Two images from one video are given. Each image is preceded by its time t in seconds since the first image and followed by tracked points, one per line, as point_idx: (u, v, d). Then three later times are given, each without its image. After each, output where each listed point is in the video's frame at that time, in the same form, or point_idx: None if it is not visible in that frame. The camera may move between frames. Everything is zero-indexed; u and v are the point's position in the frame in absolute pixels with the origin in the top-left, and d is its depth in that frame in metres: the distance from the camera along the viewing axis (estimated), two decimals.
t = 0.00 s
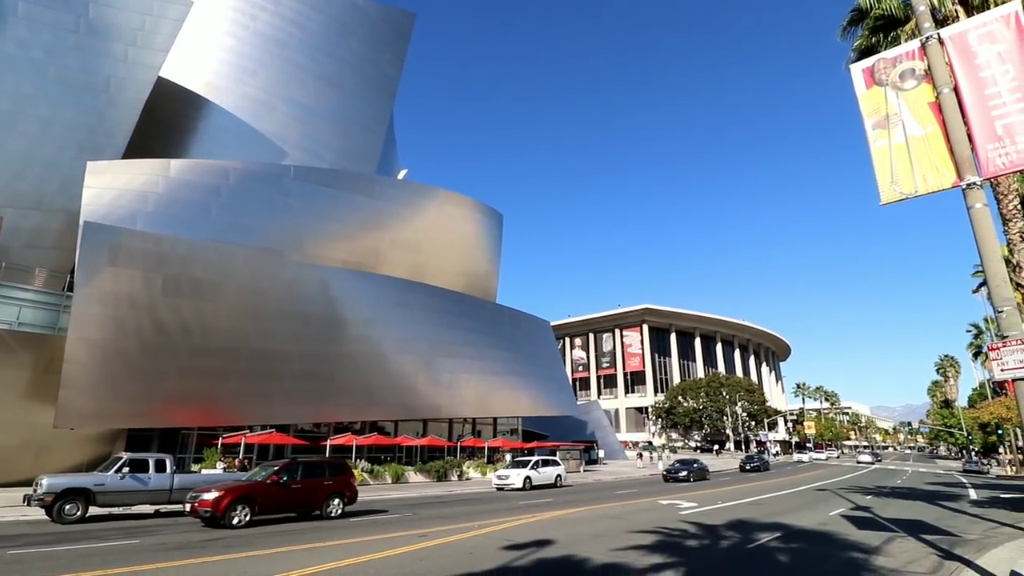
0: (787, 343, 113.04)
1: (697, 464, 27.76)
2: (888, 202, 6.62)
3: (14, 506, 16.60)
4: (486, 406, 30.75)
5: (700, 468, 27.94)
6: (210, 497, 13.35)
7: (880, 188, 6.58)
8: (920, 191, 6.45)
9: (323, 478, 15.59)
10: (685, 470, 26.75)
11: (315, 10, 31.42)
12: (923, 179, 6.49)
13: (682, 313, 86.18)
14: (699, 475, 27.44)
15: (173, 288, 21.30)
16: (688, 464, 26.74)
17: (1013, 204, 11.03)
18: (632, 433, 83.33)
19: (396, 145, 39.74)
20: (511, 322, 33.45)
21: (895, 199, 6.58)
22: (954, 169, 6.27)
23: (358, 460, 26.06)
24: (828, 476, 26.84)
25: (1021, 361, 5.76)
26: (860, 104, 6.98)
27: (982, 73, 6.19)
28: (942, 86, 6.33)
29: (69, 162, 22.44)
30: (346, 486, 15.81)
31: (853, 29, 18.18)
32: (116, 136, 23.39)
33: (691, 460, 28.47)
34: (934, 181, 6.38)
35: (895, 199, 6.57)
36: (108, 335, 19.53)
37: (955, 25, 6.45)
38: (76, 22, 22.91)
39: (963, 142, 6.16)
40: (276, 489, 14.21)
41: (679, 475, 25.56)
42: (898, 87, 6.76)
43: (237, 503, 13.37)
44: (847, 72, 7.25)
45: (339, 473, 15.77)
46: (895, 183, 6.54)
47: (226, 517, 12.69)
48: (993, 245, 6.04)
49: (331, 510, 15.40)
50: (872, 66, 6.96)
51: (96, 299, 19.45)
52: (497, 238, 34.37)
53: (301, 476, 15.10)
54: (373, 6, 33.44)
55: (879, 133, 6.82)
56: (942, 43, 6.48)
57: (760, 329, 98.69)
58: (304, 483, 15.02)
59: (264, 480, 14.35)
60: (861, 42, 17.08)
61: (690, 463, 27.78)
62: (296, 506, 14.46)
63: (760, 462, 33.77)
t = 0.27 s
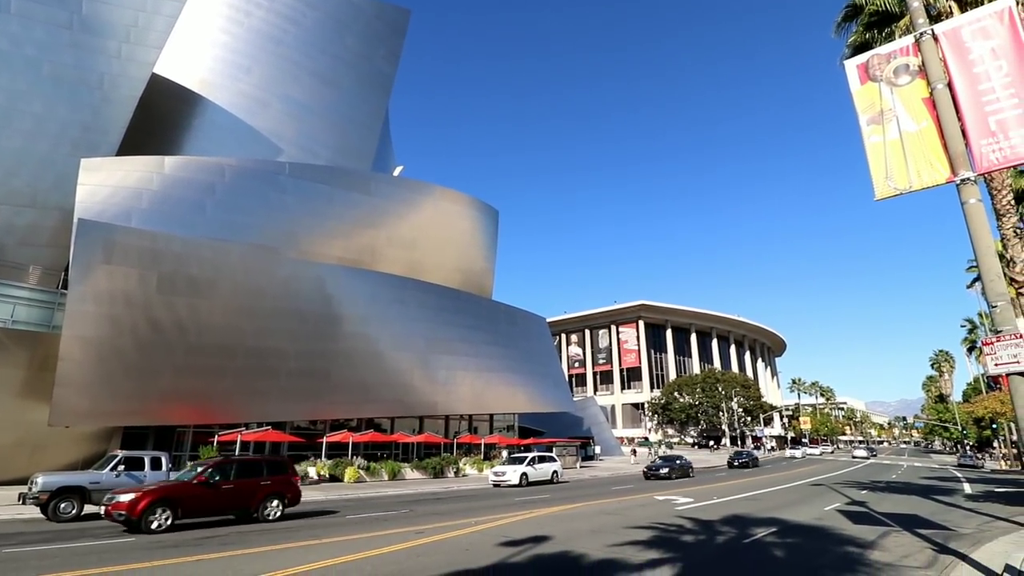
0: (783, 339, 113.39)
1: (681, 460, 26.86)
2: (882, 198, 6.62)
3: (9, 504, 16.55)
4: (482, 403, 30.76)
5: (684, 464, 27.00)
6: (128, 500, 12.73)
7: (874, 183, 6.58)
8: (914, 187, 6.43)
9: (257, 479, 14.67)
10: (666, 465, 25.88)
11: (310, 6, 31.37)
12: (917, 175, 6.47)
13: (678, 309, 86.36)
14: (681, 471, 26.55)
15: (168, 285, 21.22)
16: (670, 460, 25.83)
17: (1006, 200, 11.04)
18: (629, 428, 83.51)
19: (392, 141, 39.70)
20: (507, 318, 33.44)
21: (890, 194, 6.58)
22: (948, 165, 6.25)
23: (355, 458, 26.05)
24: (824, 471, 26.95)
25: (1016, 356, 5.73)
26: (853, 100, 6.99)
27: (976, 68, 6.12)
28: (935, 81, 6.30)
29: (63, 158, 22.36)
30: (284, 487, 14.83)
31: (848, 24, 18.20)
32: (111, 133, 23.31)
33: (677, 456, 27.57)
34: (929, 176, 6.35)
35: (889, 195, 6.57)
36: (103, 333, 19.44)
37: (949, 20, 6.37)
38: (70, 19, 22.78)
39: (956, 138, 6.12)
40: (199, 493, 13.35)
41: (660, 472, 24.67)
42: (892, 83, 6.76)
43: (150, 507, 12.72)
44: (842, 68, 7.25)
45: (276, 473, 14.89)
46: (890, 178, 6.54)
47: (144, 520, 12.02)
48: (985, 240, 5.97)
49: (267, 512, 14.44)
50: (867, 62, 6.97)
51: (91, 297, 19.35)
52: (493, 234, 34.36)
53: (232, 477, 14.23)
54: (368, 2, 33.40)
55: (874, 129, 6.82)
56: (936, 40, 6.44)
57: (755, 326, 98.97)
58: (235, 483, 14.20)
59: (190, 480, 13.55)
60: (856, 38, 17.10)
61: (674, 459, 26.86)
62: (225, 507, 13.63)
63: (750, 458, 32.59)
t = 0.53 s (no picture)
0: (780, 337, 113.53)
1: (664, 459, 26.08)
2: (879, 195, 6.61)
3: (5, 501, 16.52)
4: (479, 400, 30.75)
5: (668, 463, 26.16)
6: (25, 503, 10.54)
7: (870, 181, 6.57)
8: (911, 184, 6.42)
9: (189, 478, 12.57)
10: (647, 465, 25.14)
11: (307, 4, 31.36)
12: (913, 172, 6.46)
13: (675, 307, 86.44)
14: (663, 470, 25.79)
15: (165, 283, 21.19)
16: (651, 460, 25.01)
17: (1002, 197, 11.07)
18: (626, 427, 83.60)
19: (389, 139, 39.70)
20: (503, 316, 33.44)
21: (886, 192, 6.56)
22: (945, 162, 6.24)
23: (352, 455, 26.03)
24: (820, 468, 27.00)
25: (1011, 353, 5.73)
26: (850, 97, 6.96)
27: (972, 66, 6.14)
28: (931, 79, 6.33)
29: (59, 154, 22.33)
30: (218, 489, 12.73)
31: (845, 22, 18.21)
32: (107, 129, 23.29)
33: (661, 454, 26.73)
34: (925, 174, 6.35)
35: (886, 192, 6.56)
36: (99, 331, 19.39)
37: (944, 19, 6.38)
38: (66, 16, 22.73)
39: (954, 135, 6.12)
40: (107, 496, 11.10)
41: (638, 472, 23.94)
42: (888, 82, 6.77)
43: (52, 511, 10.53)
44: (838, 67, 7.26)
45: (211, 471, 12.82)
46: (886, 176, 6.55)
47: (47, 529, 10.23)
48: (981, 238, 5.95)
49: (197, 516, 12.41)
50: (863, 61, 6.98)
51: (87, 294, 19.30)
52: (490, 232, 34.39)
53: (153, 476, 12.00)
54: None
55: (870, 127, 6.80)
56: (931, 38, 6.46)
57: (753, 324, 99.14)
58: (157, 484, 11.98)
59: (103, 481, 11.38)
60: (852, 36, 17.12)
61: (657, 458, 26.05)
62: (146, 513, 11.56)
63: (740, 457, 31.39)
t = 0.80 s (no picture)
0: (779, 337, 113.53)
1: (647, 460, 25.44)
2: (877, 195, 6.67)
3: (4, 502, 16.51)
4: (478, 400, 30.74)
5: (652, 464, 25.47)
6: None
7: (868, 182, 6.64)
8: (908, 184, 6.45)
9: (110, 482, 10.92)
10: (629, 466, 24.53)
11: (306, 4, 31.37)
12: (911, 172, 6.50)
13: (674, 307, 86.43)
14: (646, 471, 25.18)
15: (163, 284, 21.16)
16: (634, 462, 24.36)
17: (1000, 197, 11.05)
18: (625, 426, 83.62)
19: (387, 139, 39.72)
20: (502, 316, 33.43)
21: (883, 192, 6.62)
22: (942, 162, 6.26)
23: (350, 456, 26.01)
24: (819, 468, 26.99)
25: (1010, 352, 5.68)
26: (847, 97, 7.00)
27: (969, 66, 6.10)
28: (928, 79, 6.28)
29: (58, 155, 22.34)
30: (142, 495, 11.14)
31: (843, 22, 18.23)
32: (106, 129, 23.30)
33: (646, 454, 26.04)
34: (922, 174, 6.39)
35: (883, 192, 6.62)
36: (98, 331, 19.36)
37: (942, 17, 6.31)
38: (64, 16, 22.72)
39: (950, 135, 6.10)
40: (9, 501, 9.56)
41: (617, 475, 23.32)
42: (886, 81, 6.75)
43: None
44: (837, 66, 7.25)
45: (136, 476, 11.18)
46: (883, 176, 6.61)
47: None
48: (980, 238, 5.93)
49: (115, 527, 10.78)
50: (861, 60, 6.95)
51: (86, 295, 19.26)
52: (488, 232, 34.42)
53: (67, 477, 10.43)
54: None
55: (868, 127, 6.84)
56: (929, 38, 6.37)
57: (752, 325, 99.19)
58: (70, 488, 10.38)
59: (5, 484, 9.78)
60: (850, 36, 17.12)
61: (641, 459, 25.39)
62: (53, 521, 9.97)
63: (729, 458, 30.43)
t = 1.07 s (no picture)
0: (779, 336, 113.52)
1: (630, 460, 24.83)
2: (877, 195, 6.64)
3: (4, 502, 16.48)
4: (478, 400, 30.76)
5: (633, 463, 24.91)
6: None
7: (868, 181, 6.61)
8: (908, 183, 6.44)
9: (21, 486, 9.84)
10: (609, 468, 24.00)
11: (305, 4, 31.33)
12: (911, 171, 6.48)
13: (674, 306, 86.45)
14: (629, 472, 24.61)
15: (163, 284, 21.16)
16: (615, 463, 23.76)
17: (1000, 196, 11.04)
18: (625, 425, 83.63)
19: (387, 139, 39.69)
20: (502, 316, 33.43)
21: (884, 191, 6.60)
22: (942, 161, 6.24)
23: (351, 456, 26.03)
24: (819, 468, 27.01)
25: (1010, 351, 5.69)
26: (846, 96, 6.97)
27: (969, 66, 6.10)
28: (928, 78, 6.25)
29: (57, 156, 22.30)
30: (55, 500, 10.03)
31: (842, 21, 18.22)
32: (105, 130, 23.26)
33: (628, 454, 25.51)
34: (922, 173, 6.38)
35: (883, 191, 6.59)
36: (98, 332, 19.36)
37: (942, 16, 6.29)
38: (63, 17, 22.69)
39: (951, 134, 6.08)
40: None
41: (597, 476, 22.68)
42: (886, 80, 6.72)
43: None
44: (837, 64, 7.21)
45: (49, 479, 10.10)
46: (884, 175, 6.61)
47: None
48: (980, 238, 5.91)
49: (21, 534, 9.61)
50: (861, 59, 6.92)
51: (86, 295, 19.26)
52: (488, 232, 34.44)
53: None
54: None
55: (868, 126, 6.81)
56: (929, 36, 6.35)
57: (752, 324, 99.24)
58: None
59: None
60: (849, 35, 17.11)
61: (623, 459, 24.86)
62: None
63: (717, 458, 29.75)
